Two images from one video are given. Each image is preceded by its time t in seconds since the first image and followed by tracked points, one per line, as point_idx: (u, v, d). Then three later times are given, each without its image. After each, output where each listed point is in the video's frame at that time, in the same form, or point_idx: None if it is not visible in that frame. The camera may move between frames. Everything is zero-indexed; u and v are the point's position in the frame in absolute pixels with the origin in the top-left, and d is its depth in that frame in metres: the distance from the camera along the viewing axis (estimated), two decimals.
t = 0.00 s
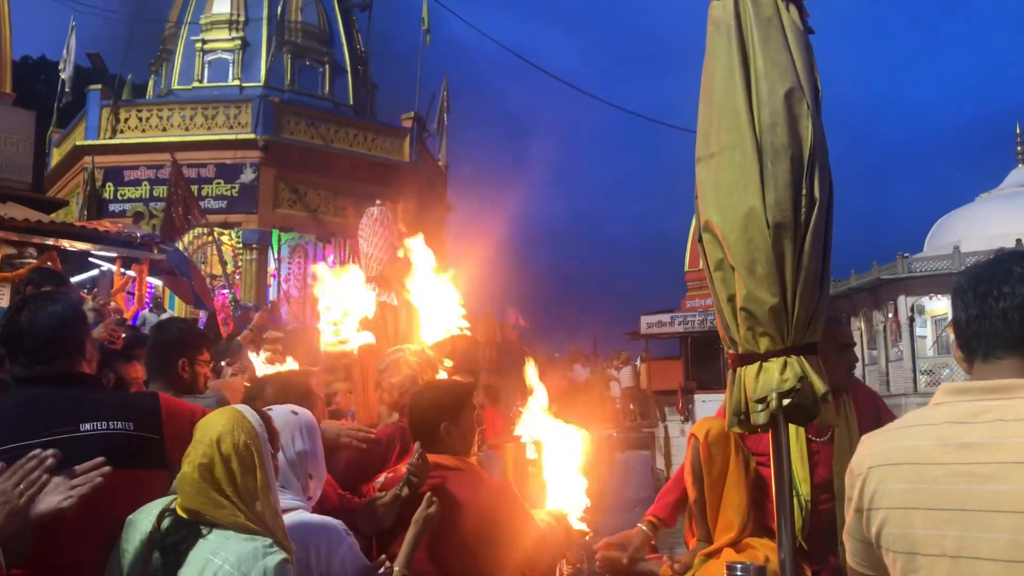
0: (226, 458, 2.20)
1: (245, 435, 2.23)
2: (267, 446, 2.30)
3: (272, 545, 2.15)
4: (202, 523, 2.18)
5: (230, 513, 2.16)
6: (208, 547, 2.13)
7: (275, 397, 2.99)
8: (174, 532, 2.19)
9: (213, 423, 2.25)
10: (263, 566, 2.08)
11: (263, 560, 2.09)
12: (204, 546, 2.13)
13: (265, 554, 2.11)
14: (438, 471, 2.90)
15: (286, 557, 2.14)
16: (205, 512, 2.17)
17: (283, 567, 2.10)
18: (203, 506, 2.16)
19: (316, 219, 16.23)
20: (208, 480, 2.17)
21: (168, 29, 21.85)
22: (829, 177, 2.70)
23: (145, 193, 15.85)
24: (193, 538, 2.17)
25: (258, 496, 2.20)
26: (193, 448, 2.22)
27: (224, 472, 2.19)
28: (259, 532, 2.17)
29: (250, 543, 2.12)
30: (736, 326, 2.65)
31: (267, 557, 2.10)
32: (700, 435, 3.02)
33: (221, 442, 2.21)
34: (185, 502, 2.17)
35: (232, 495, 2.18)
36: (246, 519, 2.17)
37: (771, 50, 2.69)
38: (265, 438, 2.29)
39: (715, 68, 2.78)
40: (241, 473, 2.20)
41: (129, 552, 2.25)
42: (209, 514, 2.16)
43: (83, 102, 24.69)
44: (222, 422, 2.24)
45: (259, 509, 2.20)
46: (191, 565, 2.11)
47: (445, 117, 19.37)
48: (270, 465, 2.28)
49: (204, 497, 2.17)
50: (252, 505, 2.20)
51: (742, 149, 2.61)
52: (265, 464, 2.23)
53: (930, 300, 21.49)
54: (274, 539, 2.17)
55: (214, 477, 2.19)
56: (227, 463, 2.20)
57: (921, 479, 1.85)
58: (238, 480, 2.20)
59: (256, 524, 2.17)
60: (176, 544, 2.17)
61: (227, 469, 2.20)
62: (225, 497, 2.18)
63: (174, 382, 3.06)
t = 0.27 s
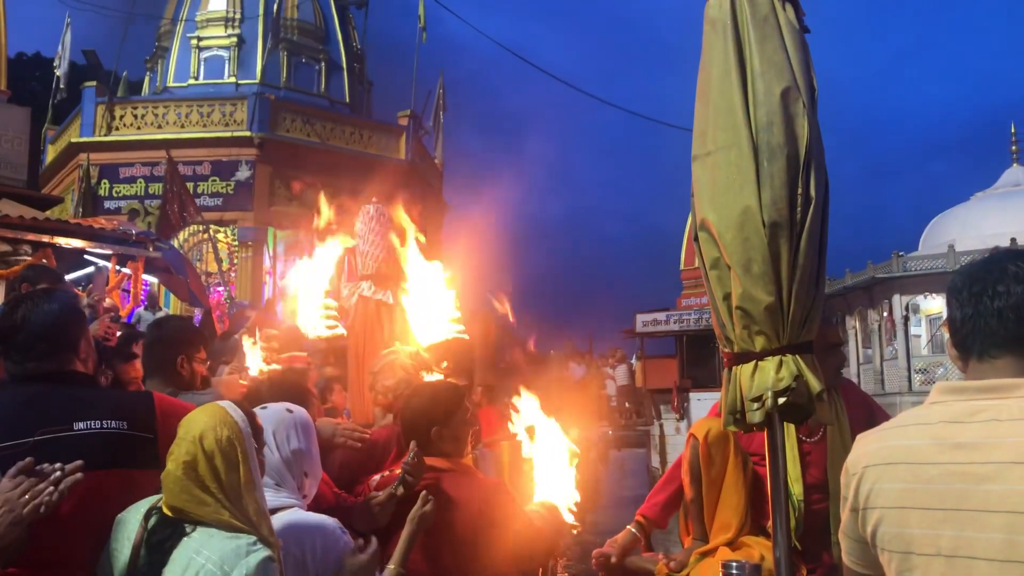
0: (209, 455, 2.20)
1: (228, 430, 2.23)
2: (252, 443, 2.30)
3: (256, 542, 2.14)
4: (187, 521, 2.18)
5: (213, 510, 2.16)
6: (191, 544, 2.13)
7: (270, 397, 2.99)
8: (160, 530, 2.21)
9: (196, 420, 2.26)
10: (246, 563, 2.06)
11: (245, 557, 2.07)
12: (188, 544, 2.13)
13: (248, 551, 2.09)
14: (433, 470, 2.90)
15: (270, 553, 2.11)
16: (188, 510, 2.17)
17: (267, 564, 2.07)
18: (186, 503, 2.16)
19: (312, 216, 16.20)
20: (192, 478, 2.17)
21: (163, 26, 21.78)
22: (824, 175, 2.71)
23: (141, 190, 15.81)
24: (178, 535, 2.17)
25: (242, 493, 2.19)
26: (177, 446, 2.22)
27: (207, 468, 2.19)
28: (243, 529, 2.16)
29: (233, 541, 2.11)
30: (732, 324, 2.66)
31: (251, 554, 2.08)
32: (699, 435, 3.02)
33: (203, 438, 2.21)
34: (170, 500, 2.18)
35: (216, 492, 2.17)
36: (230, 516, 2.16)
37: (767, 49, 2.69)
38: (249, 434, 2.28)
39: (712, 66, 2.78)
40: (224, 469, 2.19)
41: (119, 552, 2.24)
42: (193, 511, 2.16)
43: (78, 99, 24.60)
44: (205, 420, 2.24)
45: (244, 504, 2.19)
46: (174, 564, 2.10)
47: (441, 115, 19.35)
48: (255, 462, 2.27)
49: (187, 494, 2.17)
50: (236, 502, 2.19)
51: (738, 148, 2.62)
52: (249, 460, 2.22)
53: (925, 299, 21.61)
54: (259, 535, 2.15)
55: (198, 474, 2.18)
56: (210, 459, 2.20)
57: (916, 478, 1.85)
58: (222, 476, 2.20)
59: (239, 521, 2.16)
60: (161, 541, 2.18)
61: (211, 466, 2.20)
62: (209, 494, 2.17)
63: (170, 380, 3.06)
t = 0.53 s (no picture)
0: (189, 448, 2.17)
1: (209, 423, 2.20)
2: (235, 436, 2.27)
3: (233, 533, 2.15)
4: (165, 518, 2.17)
5: (191, 505, 2.15)
6: (168, 542, 2.12)
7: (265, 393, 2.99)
8: (139, 527, 2.20)
9: (177, 413, 2.23)
10: (222, 557, 2.07)
11: (221, 552, 2.08)
12: (166, 540, 2.12)
13: (226, 543, 2.10)
14: (430, 467, 2.89)
15: (248, 544, 2.14)
16: (167, 505, 2.16)
17: (245, 558, 2.10)
18: (165, 498, 2.15)
19: (309, 212, 16.18)
20: (171, 472, 2.16)
21: (160, 21, 21.71)
22: (823, 172, 2.71)
23: (137, 186, 15.76)
24: (154, 532, 2.17)
25: (222, 486, 2.18)
26: (157, 439, 2.20)
27: (188, 462, 2.17)
28: (221, 524, 2.15)
29: (209, 535, 2.11)
30: (729, 321, 2.66)
31: (228, 548, 2.09)
32: (698, 434, 3.00)
33: (183, 432, 2.19)
34: (149, 495, 2.16)
35: (196, 486, 2.16)
36: (208, 511, 2.16)
37: (767, 46, 2.69)
38: (231, 426, 2.25)
39: (711, 63, 2.78)
40: (205, 462, 2.17)
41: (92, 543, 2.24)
42: (171, 506, 2.15)
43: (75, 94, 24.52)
44: (187, 412, 2.21)
45: (224, 499, 2.18)
46: (151, 561, 2.10)
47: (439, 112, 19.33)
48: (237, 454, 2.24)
49: (166, 489, 2.15)
50: (216, 496, 2.18)
51: (736, 145, 2.62)
52: (230, 455, 2.19)
53: (922, 297, 21.68)
54: (237, 528, 2.16)
55: (178, 468, 2.16)
56: (190, 453, 2.18)
57: (916, 477, 1.85)
58: (202, 470, 2.17)
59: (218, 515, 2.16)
60: (136, 540, 2.18)
61: (192, 460, 2.17)
62: (189, 489, 2.16)
63: (168, 374, 3.05)
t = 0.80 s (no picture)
0: (168, 442, 2.13)
1: (188, 417, 2.16)
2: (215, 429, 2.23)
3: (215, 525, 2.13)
4: (145, 513, 2.14)
5: (172, 499, 2.12)
6: (149, 537, 2.10)
7: (264, 387, 2.98)
8: (119, 524, 2.18)
9: (156, 407, 2.18)
10: (205, 549, 2.06)
11: (203, 545, 2.06)
12: (147, 535, 2.10)
13: (208, 535, 2.09)
14: (426, 460, 2.91)
15: (229, 533, 2.12)
16: (147, 500, 2.13)
17: (226, 549, 2.08)
18: (145, 494, 2.12)
19: (306, 208, 16.14)
20: (151, 466, 2.12)
21: (158, 15, 21.62)
22: (823, 167, 2.71)
23: (135, 180, 15.72)
24: (135, 528, 2.15)
25: (202, 481, 2.15)
26: (136, 432, 2.16)
27: (168, 457, 2.13)
28: (202, 517, 2.13)
29: (190, 529, 2.09)
30: (729, 317, 2.65)
31: (209, 540, 2.07)
32: (694, 428, 3.01)
33: (161, 425, 2.14)
34: (128, 491, 2.13)
35: (176, 480, 2.13)
36: (189, 504, 2.13)
37: (767, 41, 2.68)
38: (211, 420, 2.21)
39: (711, 58, 2.78)
40: (184, 457, 2.14)
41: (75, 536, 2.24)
42: (151, 501, 2.12)
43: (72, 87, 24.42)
44: (167, 405, 2.17)
45: (204, 492, 2.15)
46: (133, 556, 2.09)
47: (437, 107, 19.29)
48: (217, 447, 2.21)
49: (146, 484, 2.12)
50: (197, 490, 2.15)
51: (736, 140, 2.61)
52: (210, 449, 2.15)
53: (919, 295, 21.71)
54: (218, 519, 2.14)
55: (158, 462, 2.13)
56: (169, 447, 2.14)
57: (916, 473, 1.85)
58: (183, 464, 2.14)
59: (199, 508, 2.14)
60: (117, 536, 2.15)
61: (171, 454, 2.14)
62: (169, 483, 2.13)
63: (165, 368, 3.04)
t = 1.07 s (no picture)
0: (156, 439, 2.12)
1: (174, 412, 2.14)
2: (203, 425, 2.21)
3: (206, 518, 2.13)
4: (135, 509, 2.14)
5: (161, 495, 2.11)
6: (140, 533, 2.09)
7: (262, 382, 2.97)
8: (109, 520, 2.17)
9: (142, 404, 2.17)
10: (198, 543, 2.06)
11: (195, 539, 2.06)
12: (138, 530, 2.10)
13: (199, 529, 2.09)
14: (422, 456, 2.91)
15: (221, 525, 2.11)
16: (137, 497, 2.13)
17: (218, 542, 2.08)
18: (134, 491, 2.12)
19: (305, 204, 16.11)
20: (139, 462, 2.12)
21: (157, 10, 21.57)
22: (823, 167, 2.71)
23: (133, 175, 15.69)
24: (125, 524, 2.14)
25: (190, 476, 2.14)
26: (122, 429, 2.15)
27: (156, 453, 2.12)
28: (193, 511, 2.12)
29: (181, 523, 2.09)
30: (728, 315, 2.65)
31: (201, 533, 2.07)
32: (692, 426, 3.01)
33: (148, 422, 2.13)
34: (118, 487, 2.13)
35: (164, 475, 2.12)
36: (179, 498, 2.12)
37: (768, 40, 2.68)
38: (198, 414, 2.19)
39: (711, 57, 2.78)
40: (171, 452, 2.12)
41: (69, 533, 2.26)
42: (142, 497, 2.12)
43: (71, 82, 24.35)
44: (151, 401, 2.16)
45: (193, 486, 2.14)
46: (125, 552, 2.09)
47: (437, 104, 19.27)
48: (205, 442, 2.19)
49: (135, 481, 2.12)
50: (187, 484, 2.14)
51: (736, 139, 2.61)
52: (196, 444, 2.13)
53: (917, 294, 21.75)
54: (209, 511, 2.14)
55: (146, 458, 2.12)
56: (157, 443, 2.13)
57: (914, 472, 1.86)
58: (171, 459, 2.13)
59: (190, 503, 2.13)
60: (108, 532, 2.15)
61: (159, 450, 2.13)
62: (157, 478, 2.13)
63: (161, 365, 3.03)
